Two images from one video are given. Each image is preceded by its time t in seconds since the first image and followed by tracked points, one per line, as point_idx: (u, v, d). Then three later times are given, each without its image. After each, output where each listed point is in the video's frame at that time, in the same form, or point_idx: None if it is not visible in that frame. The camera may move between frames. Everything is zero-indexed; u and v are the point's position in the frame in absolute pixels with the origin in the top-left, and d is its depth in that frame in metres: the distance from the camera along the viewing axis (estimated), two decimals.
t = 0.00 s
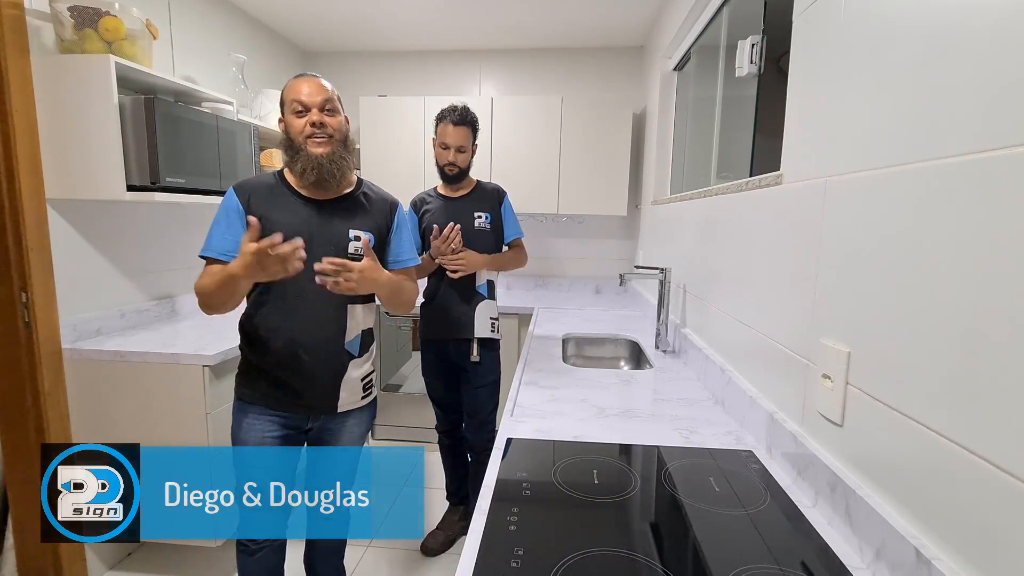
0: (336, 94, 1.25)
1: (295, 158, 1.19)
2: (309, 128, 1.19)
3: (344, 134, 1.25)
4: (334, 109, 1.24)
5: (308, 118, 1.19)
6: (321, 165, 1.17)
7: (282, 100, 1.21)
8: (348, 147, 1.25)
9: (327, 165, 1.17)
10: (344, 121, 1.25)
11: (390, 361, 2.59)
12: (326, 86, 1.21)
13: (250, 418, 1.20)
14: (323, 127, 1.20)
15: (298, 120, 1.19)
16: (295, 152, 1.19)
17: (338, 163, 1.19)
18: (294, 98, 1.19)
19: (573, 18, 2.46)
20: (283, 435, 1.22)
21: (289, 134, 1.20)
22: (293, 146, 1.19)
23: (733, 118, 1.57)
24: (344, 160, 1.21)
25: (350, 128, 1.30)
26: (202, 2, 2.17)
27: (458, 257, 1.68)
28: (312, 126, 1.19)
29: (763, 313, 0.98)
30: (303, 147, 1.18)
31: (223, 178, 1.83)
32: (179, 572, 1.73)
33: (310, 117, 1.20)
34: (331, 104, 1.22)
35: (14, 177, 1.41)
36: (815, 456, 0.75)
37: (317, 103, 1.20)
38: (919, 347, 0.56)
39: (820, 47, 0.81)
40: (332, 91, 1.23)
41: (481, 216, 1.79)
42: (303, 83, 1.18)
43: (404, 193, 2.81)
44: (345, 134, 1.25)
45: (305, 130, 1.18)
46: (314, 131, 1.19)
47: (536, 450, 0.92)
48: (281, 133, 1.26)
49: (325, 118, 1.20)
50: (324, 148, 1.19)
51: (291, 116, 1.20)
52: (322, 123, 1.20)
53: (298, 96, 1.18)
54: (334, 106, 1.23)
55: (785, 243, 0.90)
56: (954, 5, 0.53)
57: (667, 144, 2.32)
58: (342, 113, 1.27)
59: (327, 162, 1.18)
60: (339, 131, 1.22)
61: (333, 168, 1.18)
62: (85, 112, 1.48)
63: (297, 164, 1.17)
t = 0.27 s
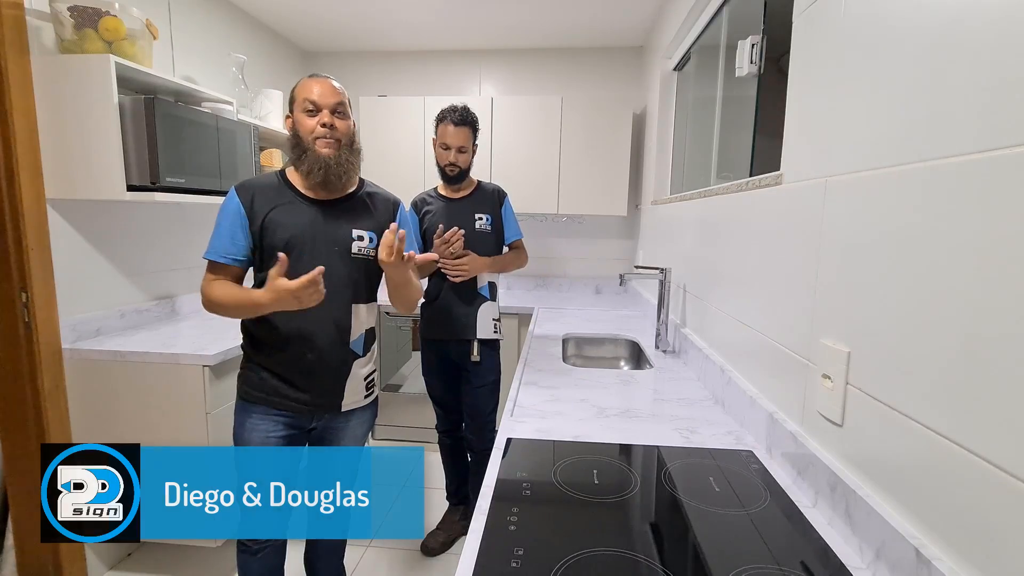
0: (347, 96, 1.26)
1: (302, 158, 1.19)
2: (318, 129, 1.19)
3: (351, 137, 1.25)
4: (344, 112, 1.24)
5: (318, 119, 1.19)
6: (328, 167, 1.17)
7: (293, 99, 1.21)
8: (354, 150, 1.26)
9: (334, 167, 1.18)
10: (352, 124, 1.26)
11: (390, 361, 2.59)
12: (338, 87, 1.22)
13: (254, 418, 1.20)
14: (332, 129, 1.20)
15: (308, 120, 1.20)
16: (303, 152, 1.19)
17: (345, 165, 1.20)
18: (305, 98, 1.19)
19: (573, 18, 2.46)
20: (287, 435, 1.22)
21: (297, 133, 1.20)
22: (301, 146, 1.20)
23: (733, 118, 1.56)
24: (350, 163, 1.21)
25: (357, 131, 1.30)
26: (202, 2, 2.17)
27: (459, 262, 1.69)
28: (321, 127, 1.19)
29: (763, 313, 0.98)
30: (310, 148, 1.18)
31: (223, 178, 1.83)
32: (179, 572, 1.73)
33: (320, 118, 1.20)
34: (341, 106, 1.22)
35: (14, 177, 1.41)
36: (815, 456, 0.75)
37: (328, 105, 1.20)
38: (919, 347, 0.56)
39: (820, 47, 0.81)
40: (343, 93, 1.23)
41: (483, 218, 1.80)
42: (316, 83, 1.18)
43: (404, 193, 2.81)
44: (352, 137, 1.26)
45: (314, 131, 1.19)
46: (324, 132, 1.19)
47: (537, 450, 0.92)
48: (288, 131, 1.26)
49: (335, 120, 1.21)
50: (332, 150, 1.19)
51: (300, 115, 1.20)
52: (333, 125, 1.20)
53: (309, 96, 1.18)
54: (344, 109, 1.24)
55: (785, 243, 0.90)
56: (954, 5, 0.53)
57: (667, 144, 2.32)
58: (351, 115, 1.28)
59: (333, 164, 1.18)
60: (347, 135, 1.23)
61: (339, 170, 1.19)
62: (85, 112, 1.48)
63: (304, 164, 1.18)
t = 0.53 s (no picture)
0: (354, 99, 1.27)
1: (304, 155, 1.19)
2: (323, 128, 1.19)
3: (355, 139, 1.26)
4: (350, 114, 1.25)
5: (323, 118, 1.20)
6: (329, 165, 1.17)
7: (300, 98, 1.22)
8: (357, 151, 1.26)
9: (336, 165, 1.17)
10: (358, 125, 1.26)
11: (390, 361, 2.59)
12: (345, 89, 1.23)
13: (256, 417, 1.19)
14: (337, 129, 1.21)
15: (313, 118, 1.20)
16: (306, 149, 1.19)
17: (348, 164, 1.20)
18: (312, 97, 1.20)
19: (573, 18, 2.46)
20: (289, 434, 1.22)
21: (302, 131, 1.21)
22: (305, 143, 1.20)
23: (733, 118, 1.56)
24: (352, 163, 1.21)
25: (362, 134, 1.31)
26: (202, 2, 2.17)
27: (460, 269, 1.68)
28: (326, 126, 1.20)
29: (764, 313, 0.98)
30: (313, 146, 1.18)
31: (223, 178, 1.83)
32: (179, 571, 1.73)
33: (326, 117, 1.21)
34: (348, 108, 1.23)
35: (14, 177, 1.41)
36: (815, 456, 0.75)
37: (335, 105, 1.21)
38: (919, 347, 0.56)
39: (820, 48, 0.81)
40: (350, 95, 1.24)
41: (482, 218, 1.79)
42: (323, 83, 1.19)
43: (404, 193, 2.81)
44: (356, 139, 1.26)
45: (319, 129, 1.19)
46: (328, 131, 1.20)
47: (537, 450, 0.92)
48: (292, 131, 1.27)
49: (340, 120, 1.22)
50: (335, 148, 1.19)
51: (306, 114, 1.21)
52: (338, 125, 1.21)
53: (316, 95, 1.19)
54: (350, 111, 1.24)
55: (785, 243, 0.90)
56: (953, 6, 0.53)
57: (666, 144, 2.32)
58: (356, 118, 1.28)
59: (336, 162, 1.17)
60: (351, 136, 1.23)
61: (341, 168, 1.18)
62: (85, 112, 1.48)
63: (306, 161, 1.17)
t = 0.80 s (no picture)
0: (359, 99, 1.27)
1: (308, 154, 1.19)
2: (327, 126, 1.20)
3: (360, 138, 1.25)
4: (354, 113, 1.25)
5: (327, 117, 1.20)
6: (333, 163, 1.17)
7: (304, 98, 1.23)
8: (362, 150, 1.26)
9: (339, 164, 1.17)
10: (362, 125, 1.26)
11: (390, 361, 2.59)
12: (349, 88, 1.23)
13: (259, 417, 1.19)
14: (341, 127, 1.21)
15: (317, 117, 1.21)
16: (310, 148, 1.20)
17: (351, 163, 1.19)
18: (316, 96, 1.20)
19: (573, 18, 2.46)
20: (291, 434, 1.22)
21: (306, 130, 1.21)
22: (309, 142, 1.20)
23: (733, 118, 1.56)
24: (355, 162, 1.21)
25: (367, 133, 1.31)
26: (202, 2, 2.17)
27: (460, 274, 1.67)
28: (330, 124, 1.20)
29: (763, 313, 0.98)
30: (317, 144, 1.19)
31: (223, 178, 1.83)
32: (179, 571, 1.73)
33: (330, 116, 1.21)
34: (352, 107, 1.23)
35: (14, 177, 1.41)
36: (815, 456, 0.75)
37: (339, 104, 1.21)
38: (919, 347, 0.56)
39: (820, 47, 0.81)
40: (354, 95, 1.24)
41: (481, 218, 1.79)
42: (328, 82, 1.19)
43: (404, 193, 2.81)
44: (361, 138, 1.26)
45: (323, 128, 1.19)
46: (332, 130, 1.20)
47: (537, 450, 0.92)
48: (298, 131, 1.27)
49: (345, 119, 1.21)
50: (338, 147, 1.19)
51: (310, 113, 1.21)
52: (342, 123, 1.21)
53: (320, 94, 1.19)
54: (355, 110, 1.24)
55: (785, 243, 0.89)
56: (954, 5, 0.53)
57: (666, 144, 2.32)
58: (361, 117, 1.28)
59: (339, 160, 1.17)
60: (355, 134, 1.23)
61: (344, 167, 1.18)
62: (85, 112, 1.48)
63: (310, 160, 1.18)
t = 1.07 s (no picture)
0: (360, 98, 1.27)
1: (309, 151, 1.19)
2: (328, 125, 1.20)
3: (361, 137, 1.25)
4: (356, 112, 1.25)
5: (328, 116, 1.20)
6: (332, 161, 1.17)
7: (306, 97, 1.23)
8: (363, 149, 1.26)
9: (338, 162, 1.17)
10: (364, 124, 1.26)
11: (390, 361, 2.59)
12: (350, 88, 1.23)
13: (259, 416, 1.19)
14: (342, 126, 1.21)
15: (318, 116, 1.21)
16: (311, 146, 1.20)
17: (351, 161, 1.19)
18: (317, 95, 1.20)
19: (573, 18, 2.46)
20: (291, 434, 1.22)
21: (307, 129, 1.21)
22: (309, 140, 1.20)
23: (733, 118, 1.57)
24: (355, 160, 1.21)
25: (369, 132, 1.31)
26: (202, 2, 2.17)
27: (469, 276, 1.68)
28: (330, 123, 1.20)
29: (763, 313, 0.98)
30: (318, 142, 1.19)
31: (223, 178, 1.83)
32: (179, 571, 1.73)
33: (331, 115, 1.21)
34: (353, 106, 1.23)
35: (14, 177, 1.41)
36: (815, 456, 0.75)
37: (340, 103, 1.21)
38: (919, 347, 0.56)
39: (820, 47, 0.81)
40: (355, 94, 1.24)
41: (480, 218, 1.79)
42: (329, 81, 1.20)
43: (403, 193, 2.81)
44: (362, 137, 1.26)
45: (323, 126, 1.19)
46: (333, 128, 1.20)
47: (537, 450, 0.92)
48: (299, 129, 1.27)
49: (345, 118, 1.21)
50: (338, 145, 1.19)
51: (312, 112, 1.22)
52: (343, 122, 1.21)
53: (321, 93, 1.20)
54: (356, 109, 1.24)
55: (785, 243, 0.90)
56: (953, 6, 0.53)
57: (666, 144, 2.32)
58: (363, 117, 1.28)
59: (339, 158, 1.18)
60: (356, 133, 1.23)
61: (344, 164, 1.18)
62: (85, 112, 1.48)
63: (310, 157, 1.18)
